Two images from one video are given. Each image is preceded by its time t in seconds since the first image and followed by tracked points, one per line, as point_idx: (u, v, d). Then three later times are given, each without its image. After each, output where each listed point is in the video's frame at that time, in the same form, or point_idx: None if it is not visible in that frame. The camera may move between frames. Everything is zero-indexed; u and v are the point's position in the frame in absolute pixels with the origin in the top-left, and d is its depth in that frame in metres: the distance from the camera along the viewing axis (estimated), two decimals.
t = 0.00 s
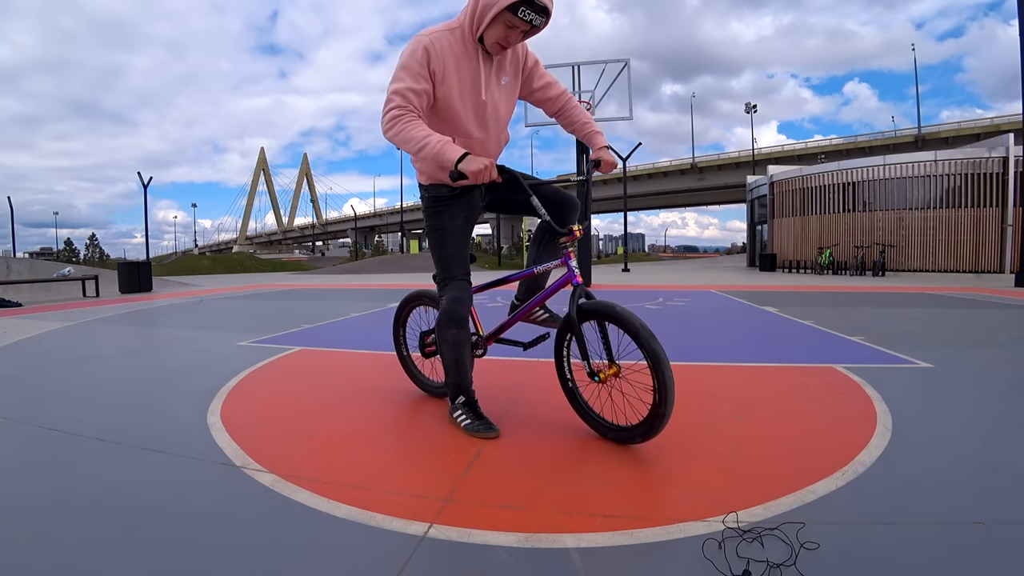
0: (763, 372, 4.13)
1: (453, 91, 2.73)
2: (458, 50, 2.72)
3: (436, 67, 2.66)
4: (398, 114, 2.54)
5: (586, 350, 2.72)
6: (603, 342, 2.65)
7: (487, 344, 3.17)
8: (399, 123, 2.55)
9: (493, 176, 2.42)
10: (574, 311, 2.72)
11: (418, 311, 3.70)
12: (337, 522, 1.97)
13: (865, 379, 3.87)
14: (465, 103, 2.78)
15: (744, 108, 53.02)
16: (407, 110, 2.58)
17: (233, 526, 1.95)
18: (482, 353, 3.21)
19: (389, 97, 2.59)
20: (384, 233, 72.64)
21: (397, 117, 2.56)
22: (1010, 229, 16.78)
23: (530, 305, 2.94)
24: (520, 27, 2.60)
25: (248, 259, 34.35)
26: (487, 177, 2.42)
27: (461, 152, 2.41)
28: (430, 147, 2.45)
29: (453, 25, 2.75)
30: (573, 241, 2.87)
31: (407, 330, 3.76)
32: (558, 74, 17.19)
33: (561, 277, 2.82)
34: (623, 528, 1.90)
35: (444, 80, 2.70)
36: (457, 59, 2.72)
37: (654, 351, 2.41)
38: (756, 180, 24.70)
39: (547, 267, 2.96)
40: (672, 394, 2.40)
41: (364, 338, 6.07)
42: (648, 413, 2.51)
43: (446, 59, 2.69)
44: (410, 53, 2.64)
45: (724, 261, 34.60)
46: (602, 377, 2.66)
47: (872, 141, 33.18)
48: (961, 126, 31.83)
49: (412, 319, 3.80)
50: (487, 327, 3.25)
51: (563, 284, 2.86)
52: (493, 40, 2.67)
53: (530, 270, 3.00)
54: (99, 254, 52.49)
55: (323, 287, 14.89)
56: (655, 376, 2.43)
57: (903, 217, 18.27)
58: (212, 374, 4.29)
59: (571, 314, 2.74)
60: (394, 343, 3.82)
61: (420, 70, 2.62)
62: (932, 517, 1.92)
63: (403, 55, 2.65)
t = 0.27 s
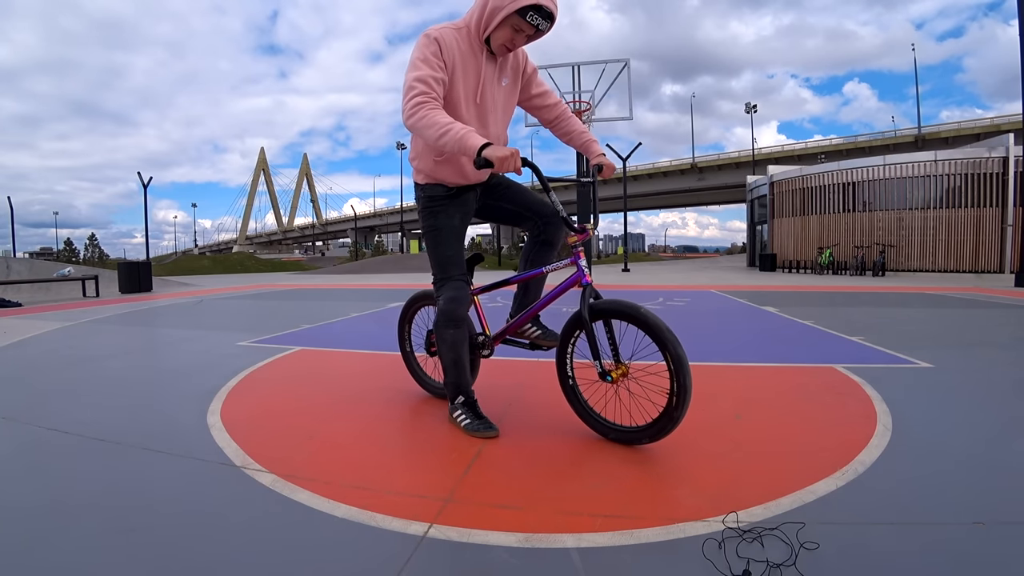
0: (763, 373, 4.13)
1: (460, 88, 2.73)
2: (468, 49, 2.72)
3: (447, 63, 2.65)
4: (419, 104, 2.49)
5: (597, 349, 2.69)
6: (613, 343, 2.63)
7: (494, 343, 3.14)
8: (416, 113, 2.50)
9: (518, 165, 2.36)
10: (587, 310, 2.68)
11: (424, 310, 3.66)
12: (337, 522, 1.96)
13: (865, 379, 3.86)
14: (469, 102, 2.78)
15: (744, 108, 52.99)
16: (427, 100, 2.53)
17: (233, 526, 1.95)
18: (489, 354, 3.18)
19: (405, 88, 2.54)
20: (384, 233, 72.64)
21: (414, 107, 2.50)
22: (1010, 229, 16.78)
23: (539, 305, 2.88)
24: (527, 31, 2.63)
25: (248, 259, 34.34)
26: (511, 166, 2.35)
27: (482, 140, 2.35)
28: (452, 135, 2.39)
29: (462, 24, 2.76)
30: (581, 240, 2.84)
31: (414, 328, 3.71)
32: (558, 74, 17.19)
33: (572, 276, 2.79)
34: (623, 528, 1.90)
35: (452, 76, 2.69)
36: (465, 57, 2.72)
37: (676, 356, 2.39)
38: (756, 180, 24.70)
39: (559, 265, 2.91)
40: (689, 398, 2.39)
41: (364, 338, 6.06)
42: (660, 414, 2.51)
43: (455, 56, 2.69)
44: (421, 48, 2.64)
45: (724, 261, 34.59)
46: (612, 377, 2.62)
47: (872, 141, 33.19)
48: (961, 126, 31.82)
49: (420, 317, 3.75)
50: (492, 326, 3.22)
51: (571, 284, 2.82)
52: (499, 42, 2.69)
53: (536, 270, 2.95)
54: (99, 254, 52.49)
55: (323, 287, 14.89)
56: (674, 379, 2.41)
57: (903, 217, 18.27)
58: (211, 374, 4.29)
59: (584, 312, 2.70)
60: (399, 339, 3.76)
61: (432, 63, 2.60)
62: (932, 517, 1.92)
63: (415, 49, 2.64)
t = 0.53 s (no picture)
0: (763, 373, 4.13)
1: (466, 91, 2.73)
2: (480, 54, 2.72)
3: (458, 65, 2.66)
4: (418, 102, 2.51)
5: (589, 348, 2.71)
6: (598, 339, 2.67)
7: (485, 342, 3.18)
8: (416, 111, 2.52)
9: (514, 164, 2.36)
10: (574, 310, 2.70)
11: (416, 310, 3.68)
12: (337, 522, 1.97)
13: (865, 379, 3.86)
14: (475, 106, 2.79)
15: (744, 108, 52.98)
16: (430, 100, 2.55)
17: (233, 526, 1.95)
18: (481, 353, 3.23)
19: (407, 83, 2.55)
20: (384, 233, 72.64)
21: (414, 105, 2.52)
22: (1010, 229, 16.78)
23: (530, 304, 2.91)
24: (539, 40, 2.66)
25: (248, 259, 34.34)
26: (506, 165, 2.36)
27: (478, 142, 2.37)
28: (450, 135, 2.41)
29: (475, 28, 2.76)
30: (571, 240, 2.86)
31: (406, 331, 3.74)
32: (558, 74, 17.20)
33: (561, 275, 2.79)
34: (623, 529, 1.90)
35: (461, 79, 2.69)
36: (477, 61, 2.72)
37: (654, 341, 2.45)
38: (756, 180, 24.70)
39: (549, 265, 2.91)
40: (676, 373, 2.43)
41: (364, 338, 6.06)
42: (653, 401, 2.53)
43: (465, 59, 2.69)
44: (431, 48, 2.64)
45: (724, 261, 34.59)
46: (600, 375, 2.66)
47: (872, 141, 33.19)
48: (961, 126, 31.82)
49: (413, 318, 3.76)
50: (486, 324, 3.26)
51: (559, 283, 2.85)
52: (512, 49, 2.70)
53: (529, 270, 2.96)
54: (99, 254, 52.49)
55: (323, 287, 14.89)
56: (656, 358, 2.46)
57: (903, 217, 18.27)
58: (212, 374, 4.29)
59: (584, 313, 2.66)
60: (394, 343, 3.80)
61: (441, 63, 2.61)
62: (931, 517, 1.92)
63: (423, 49, 2.65)
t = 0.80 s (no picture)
0: (763, 373, 4.13)
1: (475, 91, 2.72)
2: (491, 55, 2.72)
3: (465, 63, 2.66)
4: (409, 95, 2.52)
5: (550, 345, 2.81)
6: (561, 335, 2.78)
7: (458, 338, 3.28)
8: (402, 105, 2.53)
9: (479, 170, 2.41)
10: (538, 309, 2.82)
11: (391, 312, 3.83)
12: (337, 522, 1.96)
13: (865, 379, 3.86)
14: (484, 106, 2.75)
15: (744, 107, 52.95)
16: (417, 93, 2.56)
17: (233, 526, 1.95)
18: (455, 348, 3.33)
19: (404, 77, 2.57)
20: (384, 233, 72.64)
21: (409, 98, 2.53)
22: (1010, 229, 16.77)
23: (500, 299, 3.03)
24: (555, 46, 2.66)
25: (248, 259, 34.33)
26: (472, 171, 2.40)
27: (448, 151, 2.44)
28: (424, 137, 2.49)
29: (492, 34, 2.79)
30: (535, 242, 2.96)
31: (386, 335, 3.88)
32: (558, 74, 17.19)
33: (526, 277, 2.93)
34: (622, 528, 1.90)
35: (469, 78, 2.69)
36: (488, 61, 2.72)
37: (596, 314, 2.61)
38: (756, 180, 24.70)
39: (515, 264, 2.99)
40: (611, 321, 2.63)
41: (363, 338, 6.06)
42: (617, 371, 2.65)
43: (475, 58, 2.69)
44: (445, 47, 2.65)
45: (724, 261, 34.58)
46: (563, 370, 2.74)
47: (872, 141, 33.18)
48: (961, 126, 31.81)
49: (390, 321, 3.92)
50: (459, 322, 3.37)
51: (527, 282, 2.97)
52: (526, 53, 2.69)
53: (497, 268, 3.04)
54: (99, 254, 52.49)
55: (323, 287, 14.89)
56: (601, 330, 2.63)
57: (903, 217, 18.26)
58: (211, 374, 4.29)
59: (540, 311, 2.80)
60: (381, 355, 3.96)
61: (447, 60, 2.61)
62: (932, 518, 1.92)
63: (437, 47, 2.66)
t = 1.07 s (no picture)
0: (763, 373, 4.13)
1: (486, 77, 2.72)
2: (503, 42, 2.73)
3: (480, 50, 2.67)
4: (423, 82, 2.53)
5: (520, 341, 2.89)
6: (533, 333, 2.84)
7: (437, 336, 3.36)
8: (415, 94, 2.55)
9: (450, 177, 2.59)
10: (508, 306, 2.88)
11: (374, 314, 3.93)
12: (337, 521, 1.97)
13: (864, 379, 3.87)
14: (496, 92, 2.75)
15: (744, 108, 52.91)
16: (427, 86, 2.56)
17: (233, 526, 1.95)
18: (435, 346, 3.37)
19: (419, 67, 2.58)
20: (384, 233, 72.66)
21: (424, 87, 2.55)
22: (1010, 229, 16.77)
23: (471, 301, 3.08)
24: (570, 35, 2.67)
25: (248, 259, 34.32)
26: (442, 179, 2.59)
27: (424, 158, 2.60)
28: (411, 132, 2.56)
29: (509, 22, 2.80)
30: (507, 243, 3.00)
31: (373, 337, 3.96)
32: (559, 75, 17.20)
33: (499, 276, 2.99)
34: (622, 528, 1.90)
35: (482, 64, 2.70)
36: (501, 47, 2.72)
37: (545, 298, 2.72)
38: (756, 180, 24.70)
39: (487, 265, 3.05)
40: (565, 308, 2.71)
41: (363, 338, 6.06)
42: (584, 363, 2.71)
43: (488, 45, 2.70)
44: (462, 34, 2.66)
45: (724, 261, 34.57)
46: (535, 364, 2.81)
47: (872, 141, 33.19)
48: (961, 126, 31.82)
49: (375, 324, 4.01)
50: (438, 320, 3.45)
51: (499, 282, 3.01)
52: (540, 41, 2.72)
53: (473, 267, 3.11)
54: (100, 254, 52.48)
55: (323, 287, 14.88)
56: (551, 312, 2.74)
57: (903, 217, 18.26)
58: (211, 374, 4.30)
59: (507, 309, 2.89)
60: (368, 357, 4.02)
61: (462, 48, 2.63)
62: (931, 518, 1.92)
63: (454, 33, 2.66)
